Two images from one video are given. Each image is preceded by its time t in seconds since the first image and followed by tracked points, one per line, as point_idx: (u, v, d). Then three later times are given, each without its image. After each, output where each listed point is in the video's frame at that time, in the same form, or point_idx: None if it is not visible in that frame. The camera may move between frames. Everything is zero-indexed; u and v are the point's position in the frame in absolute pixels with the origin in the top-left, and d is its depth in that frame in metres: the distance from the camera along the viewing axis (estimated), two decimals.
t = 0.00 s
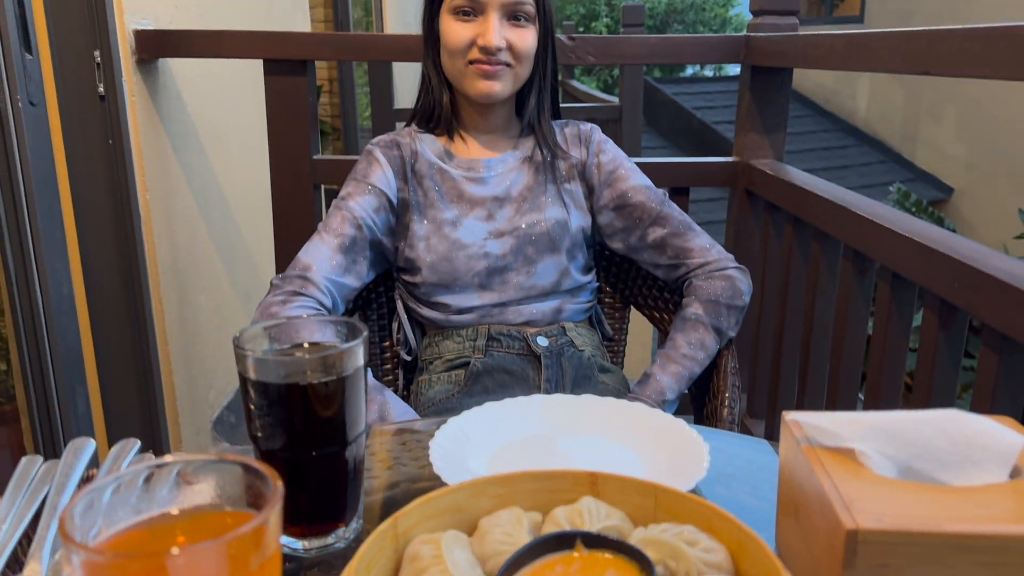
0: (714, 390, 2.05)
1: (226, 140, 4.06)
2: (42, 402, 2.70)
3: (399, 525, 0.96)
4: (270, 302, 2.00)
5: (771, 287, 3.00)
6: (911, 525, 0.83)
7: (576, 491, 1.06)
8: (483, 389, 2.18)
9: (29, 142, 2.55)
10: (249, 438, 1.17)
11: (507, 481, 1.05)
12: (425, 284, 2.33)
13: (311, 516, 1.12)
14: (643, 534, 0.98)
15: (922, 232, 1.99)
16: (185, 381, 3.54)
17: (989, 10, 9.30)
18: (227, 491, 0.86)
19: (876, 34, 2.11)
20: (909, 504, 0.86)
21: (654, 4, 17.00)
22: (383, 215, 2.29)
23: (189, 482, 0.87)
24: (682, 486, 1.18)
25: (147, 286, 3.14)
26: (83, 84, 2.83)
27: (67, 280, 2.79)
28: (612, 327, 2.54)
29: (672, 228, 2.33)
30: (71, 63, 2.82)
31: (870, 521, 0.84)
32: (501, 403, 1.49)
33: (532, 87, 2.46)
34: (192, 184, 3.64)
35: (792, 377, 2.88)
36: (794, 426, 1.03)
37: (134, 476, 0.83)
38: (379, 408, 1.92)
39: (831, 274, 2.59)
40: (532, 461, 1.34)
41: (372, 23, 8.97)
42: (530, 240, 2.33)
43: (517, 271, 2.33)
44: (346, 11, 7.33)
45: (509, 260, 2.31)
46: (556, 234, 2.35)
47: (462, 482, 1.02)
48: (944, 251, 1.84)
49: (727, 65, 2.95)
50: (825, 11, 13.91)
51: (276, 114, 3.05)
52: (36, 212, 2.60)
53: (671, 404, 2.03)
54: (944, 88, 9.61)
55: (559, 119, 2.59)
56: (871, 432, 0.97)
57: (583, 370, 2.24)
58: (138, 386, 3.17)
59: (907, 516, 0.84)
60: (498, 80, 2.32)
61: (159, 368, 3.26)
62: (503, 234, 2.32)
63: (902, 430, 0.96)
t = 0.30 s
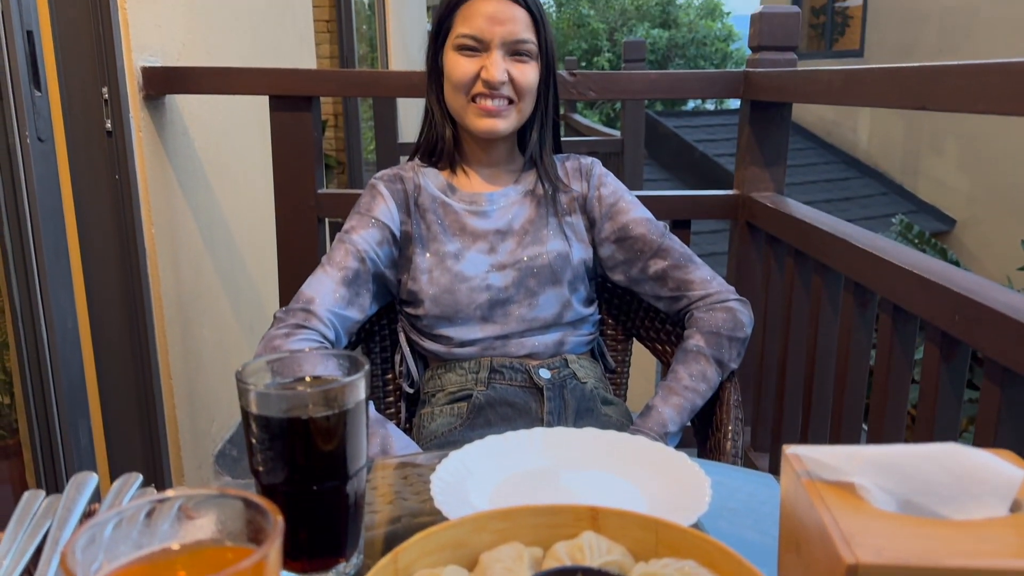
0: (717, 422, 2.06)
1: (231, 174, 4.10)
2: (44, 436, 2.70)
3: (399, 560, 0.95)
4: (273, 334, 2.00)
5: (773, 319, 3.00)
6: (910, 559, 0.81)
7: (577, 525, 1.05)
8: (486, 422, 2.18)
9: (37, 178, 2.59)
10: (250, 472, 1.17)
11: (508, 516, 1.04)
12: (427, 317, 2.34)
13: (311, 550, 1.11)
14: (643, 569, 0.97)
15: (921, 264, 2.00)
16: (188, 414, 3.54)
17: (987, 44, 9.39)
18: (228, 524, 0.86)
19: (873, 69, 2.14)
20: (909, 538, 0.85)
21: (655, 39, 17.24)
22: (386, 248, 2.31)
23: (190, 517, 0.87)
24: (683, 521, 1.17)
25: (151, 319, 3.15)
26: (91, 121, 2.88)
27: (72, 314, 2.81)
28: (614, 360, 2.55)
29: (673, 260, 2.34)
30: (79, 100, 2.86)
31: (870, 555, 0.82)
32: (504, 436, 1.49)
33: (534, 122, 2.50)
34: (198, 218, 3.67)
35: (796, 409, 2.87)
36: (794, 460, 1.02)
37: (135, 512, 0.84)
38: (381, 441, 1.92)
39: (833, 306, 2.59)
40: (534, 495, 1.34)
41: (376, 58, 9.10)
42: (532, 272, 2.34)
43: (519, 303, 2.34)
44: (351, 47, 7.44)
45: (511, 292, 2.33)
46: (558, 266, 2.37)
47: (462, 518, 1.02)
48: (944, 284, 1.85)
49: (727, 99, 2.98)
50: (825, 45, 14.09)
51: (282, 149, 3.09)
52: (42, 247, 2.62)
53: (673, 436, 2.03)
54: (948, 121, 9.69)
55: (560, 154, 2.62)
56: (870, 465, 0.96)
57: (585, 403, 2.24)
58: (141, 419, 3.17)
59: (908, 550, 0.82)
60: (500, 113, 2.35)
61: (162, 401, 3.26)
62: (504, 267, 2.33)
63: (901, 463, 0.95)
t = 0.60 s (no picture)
0: (720, 444, 2.05)
1: (234, 195, 4.13)
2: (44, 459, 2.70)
3: None
4: (275, 356, 2.00)
5: (776, 340, 3.00)
6: None
7: (579, 549, 1.03)
8: (488, 443, 2.17)
9: (40, 200, 2.60)
10: (251, 493, 1.17)
11: (510, 538, 1.03)
12: (429, 338, 2.34)
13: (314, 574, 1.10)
14: None
15: (923, 285, 2.00)
16: (190, 436, 3.54)
17: (986, 66, 9.45)
18: (229, 549, 0.85)
19: (872, 91, 2.15)
20: (914, 561, 0.84)
21: (656, 61, 17.37)
22: (388, 269, 2.32)
23: (191, 541, 0.87)
24: (686, 546, 1.16)
25: (153, 340, 3.16)
26: (96, 143, 2.90)
27: (74, 335, 2.81)
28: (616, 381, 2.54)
29: (674, 281, 2.34)
30: (85, 125, 2.89)
31: None
32: (506, 458, 1.48)
33: (536, 144, 2.51)
34: (201, 239, 3.69)
35: (799, 430, 2.86)
36: (798, 480, 1.00)
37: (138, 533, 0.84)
38: (383, 463, 1.91)
39: (836, 327, 2.59)
40: (536, 518, 1.33)
41: (380, 80, 9.17)
42: (533, 292, 2.34)
43: (521, 324, 2.34)
44: (354, 70, 7.51)
45: (513, 313, 2.33)
46: (560, 287, 2.37)
47: (465, 540, 1.00)
48: (946, 305, 1.84)
49: (728, 122, 3.00)
50: (825, 67, 14.18)
51: (285, 171, 3.11)
52: (45, 268, 2.63)
53: (675, 457, 2.02)
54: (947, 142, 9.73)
55: (562, 175, 2.64)
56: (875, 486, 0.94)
57: (588, 424, 2.23)
58: (142, 441, 3.16)
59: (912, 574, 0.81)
60: (502, 136, 2.37)
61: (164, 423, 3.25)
62: (506, 287, 2.34)
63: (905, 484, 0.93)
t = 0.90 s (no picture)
0: (723, 458, 2.04)
1: (237, 208, 4.14)
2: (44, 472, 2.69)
3: None
4: (276, 369, 1.99)
5: (777, 353, 3.00)
6: None
7: (583, 564, 1.02)
8: (490, 457, 2.17)
9: (43, 213, 2.61)
10: (254, 506, 1.16)
11: (513, 553, 1.01)
12: (431, 351, 2.34)
13: None
14: None
15: (925, 299, 2.00)
16: (190, 449, 3.53)
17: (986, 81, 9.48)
18: (230, 564, 0.85)
19: (874, 105, 2.16)
20: None
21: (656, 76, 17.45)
22: (390, 282, 2.32)
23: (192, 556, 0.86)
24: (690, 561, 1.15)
25: (154, 353, 3.15)
26: (99, 156, 2.90)
27: (76, 346, 2.81)
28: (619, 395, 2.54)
29: (677, 294, 2.33)
30: (88, 137, 2.90)
31: None
32: (508, 473, 1.48)
33: (538, 158, 2.52)
34: (203, 252, 3.69)
35: (802, 444, 2.85)
36: (803, 495, 0.99)
37: (141, 546, 0.84)
38: (384, 476, 1.91)
39: (838, 340, 2.58)
40: (538, 532, 1.32)
41: (382, 94, 9.21)
42: (536, 306, 2.34)
43: (523, 337, 2.33)
44: (356, 84, 7.54)
45: (515, 326, 2.33)
46: (562, 300, 2.37)
47: (469, 555, 0.98)
48: (949, 318, 1.84)
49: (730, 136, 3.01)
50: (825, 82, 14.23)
51: (288, 184, 3.11)
52: (47, 280, 2.63)
53: (678, 471, 2.01)
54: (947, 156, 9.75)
55: (564, 188, 2.64)
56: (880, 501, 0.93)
57: (591, 438, 2.22)
58: (142, 454, 3.15)
59: None
60: (504, 150, 2.37)
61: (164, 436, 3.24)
62: (508, 300, 2.34)
63: (912, 499, 0.92)
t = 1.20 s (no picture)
0: (723, 467, 2.03)
1: (237, 215, 4.14)
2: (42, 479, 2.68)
3: None
4: (276, 376, 1.99)
5: (778, 361, 2.99)
6: None
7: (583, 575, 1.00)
8: (489, 466, 2.16)
9: (44, 221, 2.61)
10: (251, 514, 1.15)
11: (513, 564, 0.99)
12: (431, 359, 2.33)
13: None
14: None
15: (926, 308, 2.00)
16: (189, 457, 3.52)
17: (986, 89, 9.50)
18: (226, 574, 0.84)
19: (875, 114, 2.16)
20: None
21: (657, 84, 17.48)
22: (390, 289, 2.31)
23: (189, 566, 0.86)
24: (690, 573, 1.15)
25: (154, 360, 3.15)
26: (99, 163, 2.90)
27: (75, 353, 2.81)
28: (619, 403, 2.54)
29: (678, 303, 2.33)
30: (88, 144, 2.90)
31: None
32: (507, 482, 1.47)
33: (538, 166, 2.52)
34: (203, 259, 3.69)
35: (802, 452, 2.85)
36: (803, 506, 0.99)
37: (137, 558, 0.84)
38: (383, 485, 1.90)
39: (839, 349, 2.58)
40: (537, 542, 1.32)
41: (382, 102, 9.23)
42: (536, 314, 2.34)
43: (523, 345, 2.33)
44: (357, 91, 7.56)
45: (515, 334, 2.32)
46: (562, 308, 2.37)
47: (467, 566, 0.96)
48: (950, 328, 1.84)
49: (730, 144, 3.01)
50: (825, 89, 14.25)
51: (288, 191, 3.11)
52: (47, 286, 2.63)
53: (679, 481, 2.00)
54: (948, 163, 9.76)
55: (564, 196, 2.64)
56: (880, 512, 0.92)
57: (591, 447, 2.21)
58: (141, 460, 3.14)
59: None
60: (504, 158, 2.37)
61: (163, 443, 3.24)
62: (509, 308, 2.33)
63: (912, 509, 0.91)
